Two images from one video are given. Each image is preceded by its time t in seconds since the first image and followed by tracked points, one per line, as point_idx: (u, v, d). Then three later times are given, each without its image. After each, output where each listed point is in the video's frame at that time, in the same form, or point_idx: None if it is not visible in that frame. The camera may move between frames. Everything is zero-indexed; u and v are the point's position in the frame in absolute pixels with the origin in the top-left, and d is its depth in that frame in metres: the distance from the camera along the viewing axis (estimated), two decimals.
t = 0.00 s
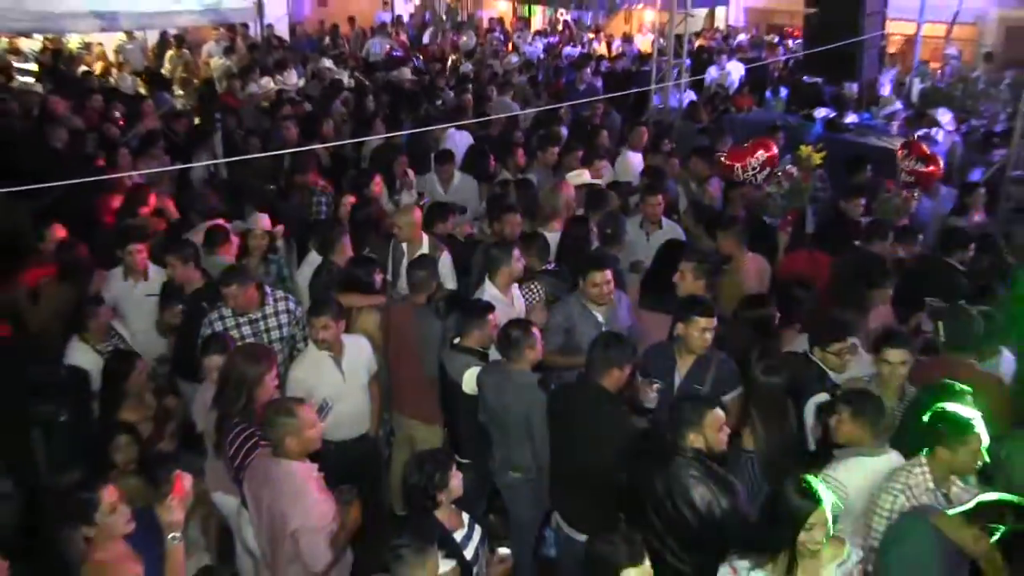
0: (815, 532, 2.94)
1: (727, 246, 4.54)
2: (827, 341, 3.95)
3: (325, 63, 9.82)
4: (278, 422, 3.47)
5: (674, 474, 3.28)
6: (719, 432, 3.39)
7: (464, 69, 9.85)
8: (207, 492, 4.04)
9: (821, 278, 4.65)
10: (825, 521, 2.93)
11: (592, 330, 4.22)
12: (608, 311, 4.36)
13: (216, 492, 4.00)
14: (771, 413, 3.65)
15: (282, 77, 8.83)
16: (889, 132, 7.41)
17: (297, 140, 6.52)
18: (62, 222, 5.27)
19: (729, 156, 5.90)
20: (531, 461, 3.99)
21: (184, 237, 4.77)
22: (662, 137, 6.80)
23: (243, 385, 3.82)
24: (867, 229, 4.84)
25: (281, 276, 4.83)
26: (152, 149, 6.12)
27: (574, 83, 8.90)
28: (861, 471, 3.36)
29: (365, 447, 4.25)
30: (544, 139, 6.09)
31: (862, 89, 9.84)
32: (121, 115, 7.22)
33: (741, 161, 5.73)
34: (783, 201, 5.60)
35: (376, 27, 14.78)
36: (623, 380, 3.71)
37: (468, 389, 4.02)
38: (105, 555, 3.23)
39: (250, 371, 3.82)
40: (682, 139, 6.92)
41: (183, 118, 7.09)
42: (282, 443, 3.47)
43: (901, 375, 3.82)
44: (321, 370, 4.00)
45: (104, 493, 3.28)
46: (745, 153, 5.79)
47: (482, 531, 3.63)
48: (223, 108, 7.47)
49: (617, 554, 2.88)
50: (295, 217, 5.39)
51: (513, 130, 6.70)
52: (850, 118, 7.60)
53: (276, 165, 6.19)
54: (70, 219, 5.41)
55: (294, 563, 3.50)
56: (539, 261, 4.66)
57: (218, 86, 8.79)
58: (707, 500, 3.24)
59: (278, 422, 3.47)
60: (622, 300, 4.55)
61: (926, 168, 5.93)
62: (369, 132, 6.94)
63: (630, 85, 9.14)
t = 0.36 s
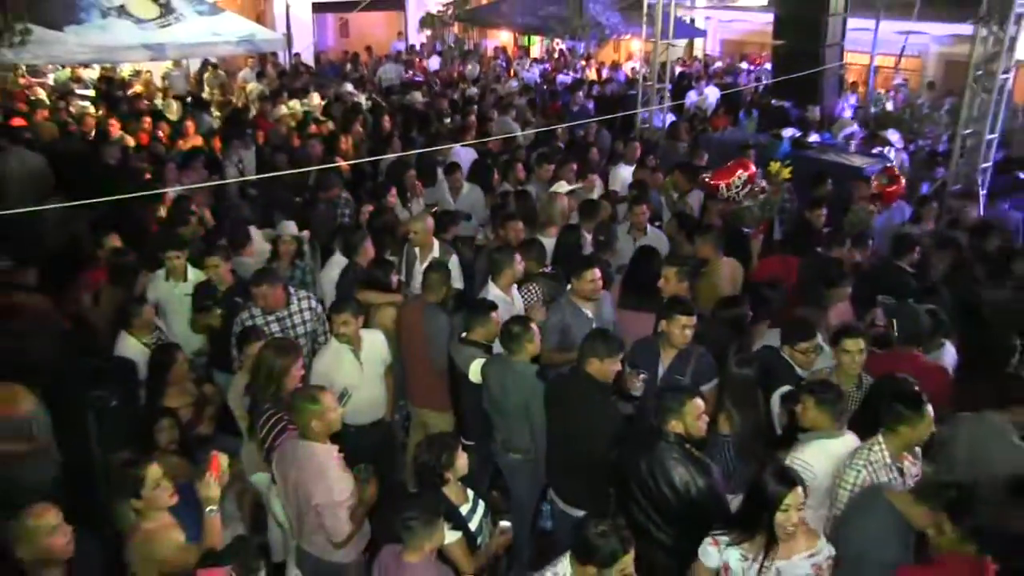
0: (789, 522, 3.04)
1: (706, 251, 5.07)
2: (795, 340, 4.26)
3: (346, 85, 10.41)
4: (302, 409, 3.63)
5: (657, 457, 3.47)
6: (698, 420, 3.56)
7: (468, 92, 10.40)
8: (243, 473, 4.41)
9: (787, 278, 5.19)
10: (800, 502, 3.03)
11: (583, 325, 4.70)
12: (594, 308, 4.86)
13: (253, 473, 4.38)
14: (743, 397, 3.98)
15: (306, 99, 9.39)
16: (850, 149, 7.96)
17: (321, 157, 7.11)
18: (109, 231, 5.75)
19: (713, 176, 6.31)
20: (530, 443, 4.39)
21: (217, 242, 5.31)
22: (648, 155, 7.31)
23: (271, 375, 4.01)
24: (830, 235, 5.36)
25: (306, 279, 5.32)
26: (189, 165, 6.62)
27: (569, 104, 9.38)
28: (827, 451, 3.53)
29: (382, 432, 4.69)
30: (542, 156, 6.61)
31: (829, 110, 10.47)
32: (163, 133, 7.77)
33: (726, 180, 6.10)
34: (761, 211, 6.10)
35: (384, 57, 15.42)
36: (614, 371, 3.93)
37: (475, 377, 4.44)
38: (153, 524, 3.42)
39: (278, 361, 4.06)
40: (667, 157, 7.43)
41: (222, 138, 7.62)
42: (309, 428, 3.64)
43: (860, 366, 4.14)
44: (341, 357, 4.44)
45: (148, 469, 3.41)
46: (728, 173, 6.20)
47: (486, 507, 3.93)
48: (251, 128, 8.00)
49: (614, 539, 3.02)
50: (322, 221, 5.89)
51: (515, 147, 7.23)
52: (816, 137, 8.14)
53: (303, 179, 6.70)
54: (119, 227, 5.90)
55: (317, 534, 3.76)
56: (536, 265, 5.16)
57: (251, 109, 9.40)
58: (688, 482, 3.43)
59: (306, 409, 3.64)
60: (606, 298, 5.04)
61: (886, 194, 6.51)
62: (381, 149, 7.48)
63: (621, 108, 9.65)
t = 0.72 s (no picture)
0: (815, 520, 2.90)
1: (708, 253, 5.09)
2: (795, 340, 4.19)
3: (346, 85, 10.43)
4: (302, 406, 3.62)
5: (654, 457, 3.45)
6: (697, 425, 3.53)
7: (471, 92, 10.41)
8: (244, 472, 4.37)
9: (785, 279, 5.22)
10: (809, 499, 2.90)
11: (581, 326, 4.73)
12: (592, 308, 4.86)
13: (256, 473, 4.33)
14: (737, 393, 3.95)
15: (309, 98, 9.40)
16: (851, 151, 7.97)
17: (324, 156, 7.13)
18: (114, 226, 5.75)
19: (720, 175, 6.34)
20: (529, 442, 4.37)
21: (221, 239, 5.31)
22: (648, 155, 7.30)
23: (272, 372, 4.02)
24: (832, 236, 5.36)
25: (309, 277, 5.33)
26: (193, 162, 6.61)
27: (571, 104, 9.39)
28: (828, 453, 3.50)
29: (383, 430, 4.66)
30: (544, 156, 6.61)
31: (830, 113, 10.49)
32: (166, 131, 7.78)
33: (734, 179, 6.19)
34: (761, 212, 6.11)
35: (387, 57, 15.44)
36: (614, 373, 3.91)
37: (476, 377, 4.40)
38: (151, 521, 3.40)
39: (280, 359, 4.06)
40: (667, 158, 7.43)
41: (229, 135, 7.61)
42: (308, 426, 3.63)
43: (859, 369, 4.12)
44: (342, 359, 4.38)
45: (148, 466, 3.39)
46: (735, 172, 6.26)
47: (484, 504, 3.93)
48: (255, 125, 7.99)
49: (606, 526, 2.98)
50: (323, 219, 5.90)
51: (517, 147, 7.24)
52: (814, 139, 8.17)
53: (305, 176, 6.70)
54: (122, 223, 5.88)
55: (317, 531, 3.76)
56: (537, 264, 5.17)
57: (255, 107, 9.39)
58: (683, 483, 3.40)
59: (305, 407, 3.63)
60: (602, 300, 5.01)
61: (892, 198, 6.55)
62: (383, 148, 7.49)
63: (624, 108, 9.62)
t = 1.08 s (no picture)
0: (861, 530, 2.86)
1: (717, 256, 5.09)
2: (804, 345, 4.19)
3: (356, 84, 10.44)
4: (310, 406, 3.63)
5: (661, 461, 3.44)
6: (705, 428, 3.54)
7: (481, 93, 10.41)
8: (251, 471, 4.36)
9: (795, 281, 5.22)
10: (858, 506, 2.86)
11: (590, 323, 4.73)
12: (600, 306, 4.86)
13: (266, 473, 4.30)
14: (743, 395, 3.92)
15: (319, 97, 9.41)
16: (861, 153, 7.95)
17: (334, 155, 7.13)
18: (125, 224, 5.75)
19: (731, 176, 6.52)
20: (538, 442, 4.34)
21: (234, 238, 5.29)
22: (657, 157, 7.29)
23: (280, 370, 4.02)
24: (842, 239, 5.35)
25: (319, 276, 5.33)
26: (204, 160, 6.62)
27: (581, 104, 9.39)
28: (838, 457, 3.49)
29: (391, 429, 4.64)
30: (553, 157, 6.60)
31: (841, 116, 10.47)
32: (177, 129, 7.80)
33: (743, 179, 6.34)
34: (771, 214, 6.09)
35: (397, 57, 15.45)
36: (623, 375, 3.89)
37: (483, 377, 4.46)
38: (160, 519, 3.40)
39: (288, 358, 4.05)
40: (676, 159, 7.42)
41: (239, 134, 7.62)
42: (315, 425, 3.64)
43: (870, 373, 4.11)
44: (350, 359, 4.38)
45: (157, 464, 3.39)
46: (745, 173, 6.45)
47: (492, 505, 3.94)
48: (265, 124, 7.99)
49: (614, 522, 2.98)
50: (333, 218, 5.89)
51: (526, 148, 7.23)
52: (825, 142, 8.15)
53: (316, 175, 6.70)
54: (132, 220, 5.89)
55: (324, 529, 3.76)
56: (545, 266, 5.16)
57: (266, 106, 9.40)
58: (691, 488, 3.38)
59: (314, 406, 3.64)
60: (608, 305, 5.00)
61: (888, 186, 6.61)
62: (393, 148, 7.49)
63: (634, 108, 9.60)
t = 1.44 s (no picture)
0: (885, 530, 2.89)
1: (748, 258, 5.07)
2: (837, 352, 4.11)
3: (386, 85, 10.47)
4: (340, 406, 3.65)
5: (694, 464, 3.44)
6: (736, 430, 3.48)
7: (511, 94, 10.41)
8: (281, 468, 4.36)
9: (826, 285, 5.19)
10: (881, 510, 2.89)
11: (619, 325, 4.70)
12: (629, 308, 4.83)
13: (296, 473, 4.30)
14: (772, 398, 3.90)
15: (350, 98, 9.45)
16: (895, 155, 7.88)
17: (363, 156, 7.16)
18: (158, 224, 5.81)
19: (760, 177, 6.52)
20: (567, 443, 4.31)
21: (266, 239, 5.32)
22: (688, 158, 7.26)
23: (310, 371, 4.04)
24: (874, 241, 5.30)
25: (350, 277, 5.36)
26: (236, 160, 6.67)
27: (611, 106, 9.37)
28: (871, 464, 3.47)
29: (420, 429, 4.64)
30: (583, 158, 6.59)
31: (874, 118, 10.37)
32: (208, 129, 7.85)
33: (769, 182, 6.35)
34: (802, 216, 6.05)
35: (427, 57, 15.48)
36: (652, 378, 3.87)
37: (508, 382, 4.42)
38: (191, 515, 3.42)
39: (318, 358, 4.07)
40: (707, 160, 7.38)
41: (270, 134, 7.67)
42: (345, 425, 3.66)
43: (902, 378, 4.08)
44: (380, 360, 4.39)
45: (189, 461, 3.41)
46: (772, 174, 6.44)
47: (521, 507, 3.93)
48: (295, 124, 8.03)
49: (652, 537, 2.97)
50: (363, 220, 5.91)
51: (557, 149, 7.22)
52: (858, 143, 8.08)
53: (345, 175, 6.72)
54: (163, 220, 5.94)
55: (353, 529, 3.75)
56: (575, 268, 5.16)
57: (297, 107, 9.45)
58: (727, 496, 3.37)
59: (344, 406, 3.66)
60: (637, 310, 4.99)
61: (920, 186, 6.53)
62: (422, 149, 7.50)
63: (664, 109, 9.57)
